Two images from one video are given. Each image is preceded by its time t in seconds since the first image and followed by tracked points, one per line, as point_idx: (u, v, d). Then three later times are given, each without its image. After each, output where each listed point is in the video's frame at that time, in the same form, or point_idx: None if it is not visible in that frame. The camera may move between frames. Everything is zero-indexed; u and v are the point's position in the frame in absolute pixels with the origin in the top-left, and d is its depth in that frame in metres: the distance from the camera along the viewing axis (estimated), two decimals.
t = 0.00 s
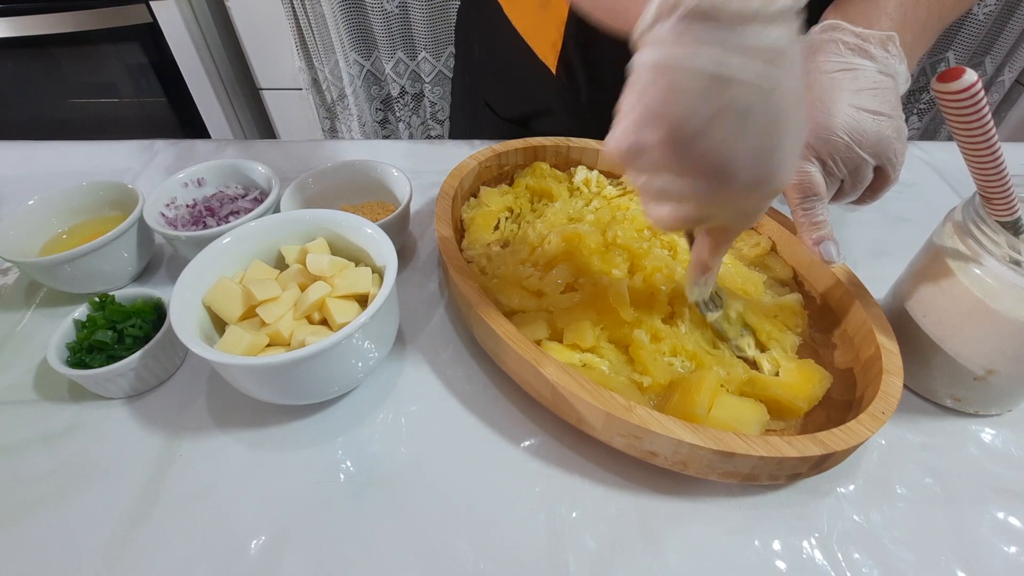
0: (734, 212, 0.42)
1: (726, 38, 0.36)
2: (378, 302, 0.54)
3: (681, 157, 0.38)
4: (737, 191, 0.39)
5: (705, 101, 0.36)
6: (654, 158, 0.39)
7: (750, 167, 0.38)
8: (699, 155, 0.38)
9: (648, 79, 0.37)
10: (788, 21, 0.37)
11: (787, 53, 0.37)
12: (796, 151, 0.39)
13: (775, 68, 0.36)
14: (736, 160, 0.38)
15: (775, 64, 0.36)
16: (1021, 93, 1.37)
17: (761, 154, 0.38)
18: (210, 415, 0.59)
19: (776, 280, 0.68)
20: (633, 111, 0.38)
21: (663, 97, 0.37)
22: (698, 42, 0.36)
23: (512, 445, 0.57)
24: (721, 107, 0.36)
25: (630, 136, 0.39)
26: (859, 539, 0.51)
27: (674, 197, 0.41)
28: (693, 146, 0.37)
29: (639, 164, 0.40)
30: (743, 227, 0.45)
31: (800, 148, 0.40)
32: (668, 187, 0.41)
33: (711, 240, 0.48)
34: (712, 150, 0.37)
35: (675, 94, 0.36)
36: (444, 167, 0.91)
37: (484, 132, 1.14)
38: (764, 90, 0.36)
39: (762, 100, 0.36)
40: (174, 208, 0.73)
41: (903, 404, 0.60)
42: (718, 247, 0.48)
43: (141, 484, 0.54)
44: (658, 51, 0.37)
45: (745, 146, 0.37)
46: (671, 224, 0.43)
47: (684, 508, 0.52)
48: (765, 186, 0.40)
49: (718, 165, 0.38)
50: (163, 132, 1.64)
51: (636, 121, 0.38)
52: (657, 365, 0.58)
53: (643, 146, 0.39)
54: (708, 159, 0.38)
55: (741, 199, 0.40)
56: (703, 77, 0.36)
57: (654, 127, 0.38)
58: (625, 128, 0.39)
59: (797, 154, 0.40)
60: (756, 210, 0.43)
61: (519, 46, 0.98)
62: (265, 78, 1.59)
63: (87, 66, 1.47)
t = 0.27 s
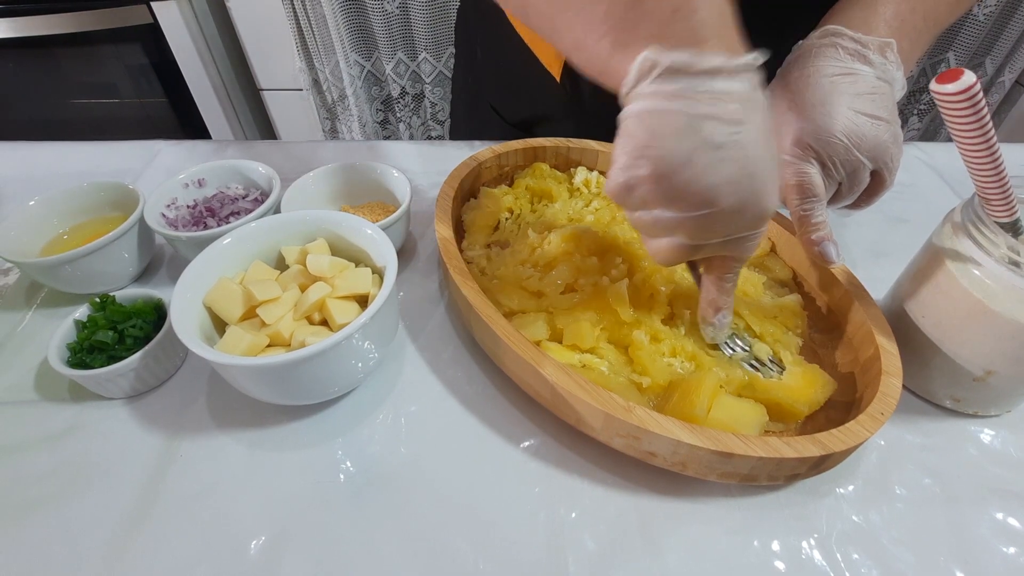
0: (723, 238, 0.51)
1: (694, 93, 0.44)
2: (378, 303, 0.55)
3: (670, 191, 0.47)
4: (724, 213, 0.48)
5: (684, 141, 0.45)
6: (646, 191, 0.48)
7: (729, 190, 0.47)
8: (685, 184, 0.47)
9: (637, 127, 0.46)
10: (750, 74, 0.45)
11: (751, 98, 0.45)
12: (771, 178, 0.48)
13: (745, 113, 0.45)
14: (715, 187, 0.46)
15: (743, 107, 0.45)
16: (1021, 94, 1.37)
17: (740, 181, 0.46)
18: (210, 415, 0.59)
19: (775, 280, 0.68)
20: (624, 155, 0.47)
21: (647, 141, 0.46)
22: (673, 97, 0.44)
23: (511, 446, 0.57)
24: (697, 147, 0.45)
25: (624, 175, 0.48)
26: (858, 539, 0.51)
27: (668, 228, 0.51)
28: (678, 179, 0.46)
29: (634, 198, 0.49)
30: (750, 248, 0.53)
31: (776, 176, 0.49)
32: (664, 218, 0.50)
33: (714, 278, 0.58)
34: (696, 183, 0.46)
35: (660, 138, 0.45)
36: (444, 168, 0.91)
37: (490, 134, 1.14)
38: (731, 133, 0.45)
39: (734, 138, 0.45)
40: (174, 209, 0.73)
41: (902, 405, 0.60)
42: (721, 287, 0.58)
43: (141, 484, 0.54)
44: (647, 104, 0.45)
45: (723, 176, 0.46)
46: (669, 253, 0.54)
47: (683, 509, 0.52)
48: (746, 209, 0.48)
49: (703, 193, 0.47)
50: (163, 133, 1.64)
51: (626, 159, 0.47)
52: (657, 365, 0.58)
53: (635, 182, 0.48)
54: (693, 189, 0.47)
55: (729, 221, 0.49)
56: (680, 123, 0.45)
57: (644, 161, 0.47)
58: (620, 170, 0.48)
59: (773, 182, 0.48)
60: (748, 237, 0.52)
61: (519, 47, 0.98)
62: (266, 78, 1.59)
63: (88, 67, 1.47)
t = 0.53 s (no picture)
0: (747, 198, 0.41)
1: (715, 14, 0.37)
2: (377, 304, 0.55)
3: (684, 136, 0.38)
4: (750, 168, 0.39)
5: (704, 73, 0.36)
6: (653, 141, 0.39)
7: (758, 140, 0.37)
8: (705, 130, 0.37)
9: (644, 62, 0.38)
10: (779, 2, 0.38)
11: (780, 23, 0.38)
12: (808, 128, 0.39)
13: (773, 44, 0.37)
14: (745, 133, 0.37)
15: (771, 39, 0.37)
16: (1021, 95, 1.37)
17: (772, 126, 0.37)
18: (209, 416, 0.59)
19: (774, 282, 0.68)
20: (626, 96, 0.39)
21: (659, 73, 0.37)
22: (688, 19, 0.37)
23: (510, 447, 0.57)
24: (721, 80, 0.36)
25: (627, 120, 0.39)
26: (856, 540, 0.51)
27: (680, 184, 0.41)
28: (693, 122, 0.37)
29: (639, 151, 0.41)
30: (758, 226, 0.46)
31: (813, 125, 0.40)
32: (675, 173, 0.41)
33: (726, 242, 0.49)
34: (718, 127, 0.37)
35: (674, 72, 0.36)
36: (444, 169, 0.91)
37: (493, 137, 1.14)
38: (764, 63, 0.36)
39: (765, 70, 0.36)
40: (174, 210, 0.73)
41: (900, 406, 0.60)
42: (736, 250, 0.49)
43: (140, 485, 0.54)
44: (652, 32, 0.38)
45: (753, 120, 0.36)
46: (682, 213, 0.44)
47: (681, 510, 0.53)
48: (780, 158, 0.38)
49: (724, 143, 0.37)
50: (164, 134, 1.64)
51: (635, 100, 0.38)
52: (655, 366, 0.58)
53: (641, 130, 0.39)
54: (713, 132, 0.37)
55: (754, 179, 0.39)
56: (700, 54, 0.36)
57: (653, 106, 0.38)
58: (623, 112, 0.39)
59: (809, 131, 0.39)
60: (774, 198, 0.42)
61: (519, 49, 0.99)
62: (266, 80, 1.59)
63: (88, 68, 1.47)
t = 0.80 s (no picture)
0: (710, 261, 0.50)
1: (678, 114, 0.45)
2: (375, 305, 0.55)
3: (653, 212, 0.47)
4: (709, 238, 0.47)
5: (665, 166, 0.46)
6: (629, 213, 0.49)
7: (713, 216, 0.46)
8: (667, 210, 0.47)
9: (619, 151, 0.47)
10: (733, 99, 0.46)
11: (738, 119, 0.46)
12: (760, 204, 0.47)
13: (730, 137, 0.46)
14: (700, 213, 0.46)
15: (727, 134, 0.46)
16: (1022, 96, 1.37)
17: (723, 207, 0.46)
18: (207, 417, 0.59)
19: (773, 283, 0.68)
20: (606, 176, 0.48)
21: (630, 163, 0.46)
22: (656, 116, 0.45)
23: (508, 448, 0.57)
24: (680, 169, 0.46)
25: (605, 197, 0.49)
26: (855, 543, 0.51)
27: (655, 246, 0.50)
28: (660, 202, 0.47)
29: (617, 219, 0.50)
30: (732, 279, 0.53)
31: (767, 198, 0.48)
32: (650, 239, 0.50)
33: (700, 297, 0.56)
34: (678, 206, 0.46)
35: (642, 160, 0.46)
36: (443, 170, 0.91)
37: (491, 138, 1.14)
38: (715, 154, 0.46)
39: (717, 164, 0.46)
40: (173, 211, 0.73)
41: (900, 408, 0.60)
42: (710, 304, 0.56)
43: (138, 486, 0.54)
44: (632, 122, 0.46)
45: (707, 202, 0.46)
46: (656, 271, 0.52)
47: (680, 511, 0.52)
48: (732, 234, 0.47)
49: (688, 219, 0.47)
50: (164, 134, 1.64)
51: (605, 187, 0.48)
52: (654, 368, 0.58)
53: (617, 203, 0.48)
54: (675, 212, 0.47)
55: (711, 246, 0.48)
56: (663, 145, 0.45)
57: (626, 185, 0.47)
58: (601, 190, 0.49)
59: (762, 207, 0.48)
60: (735, 259, 0.50)
61: (518, 49, 0.98)
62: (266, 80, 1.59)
63: (89, 69, 1.47)
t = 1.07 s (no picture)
0: (718, 246, 0.43)
1: (699, 87, 0.39)
2: (374, 305, 0.55)
3: (666, 193, 0.40)
4: (723, 223, 0.41)
5: (683, 141, 0.39)
6: (640, 192, 0.41)
7: (729, 199, 0.40)
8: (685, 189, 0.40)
9: (634, 125, 0.39)
10: (755, 72, 0.40)
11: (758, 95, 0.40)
12: (769, 183, 0.42)
13: (746, 113, 0.40)
14: (716, 195, 0.40)
15: (744, 109, 0.39)
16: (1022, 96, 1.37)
17: (740, 188, 0.40)
18: (206, 417, 0.59)
19: (773, 283, 0.67)
20: (619, 150, 0.40)
21: (645, 136, 0.39)
22: (677, 91, 0.39)
23: (508, 448, 0.57)
24: (698, 148, 0.39)
25: (618, 173, 0.41)
26: (855, 543, 0.51)
27: (662, 229, 0.43)
28: (673, 182, 0.40)
29: (628, 198, 0.42)
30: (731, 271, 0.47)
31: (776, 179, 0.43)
32: (658, 221, 0.42)
33: (699, 279, 0.49)
34: (693, 188, 0.40)
35: (658, 135, 0.39)
36: (443, 170, 0.91)
37: (490, 138, 1.14)
38: (733, 130, 0.39)
39: (735, 140, 0.39)
40: (172, 211, 0.73)
41: (899, 408, 0.60)
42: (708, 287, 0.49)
43: (137, 486, 0.54)
44: (647, 100, 0.39)
45: (723, 182, 0.40)
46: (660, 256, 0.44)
47: (679, 511, 0.52)
48: (746, 216, 0.41)
49: (704, 201, 0.40)
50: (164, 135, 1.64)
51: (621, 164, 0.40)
52: (653, 368, 0.58)
53: (630, 182, 0.41)
54: (691, 193, 0.40)
55: (722, 233, 0.42)
56: (683, 122, 0.38)
57: (640, 163, 0.40)
58: (612, 168, 0.41)
59: (772, 188, 0.42)
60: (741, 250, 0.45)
61: (518, 49, 0.98)
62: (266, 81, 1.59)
63: (89, 69, 1.47)
